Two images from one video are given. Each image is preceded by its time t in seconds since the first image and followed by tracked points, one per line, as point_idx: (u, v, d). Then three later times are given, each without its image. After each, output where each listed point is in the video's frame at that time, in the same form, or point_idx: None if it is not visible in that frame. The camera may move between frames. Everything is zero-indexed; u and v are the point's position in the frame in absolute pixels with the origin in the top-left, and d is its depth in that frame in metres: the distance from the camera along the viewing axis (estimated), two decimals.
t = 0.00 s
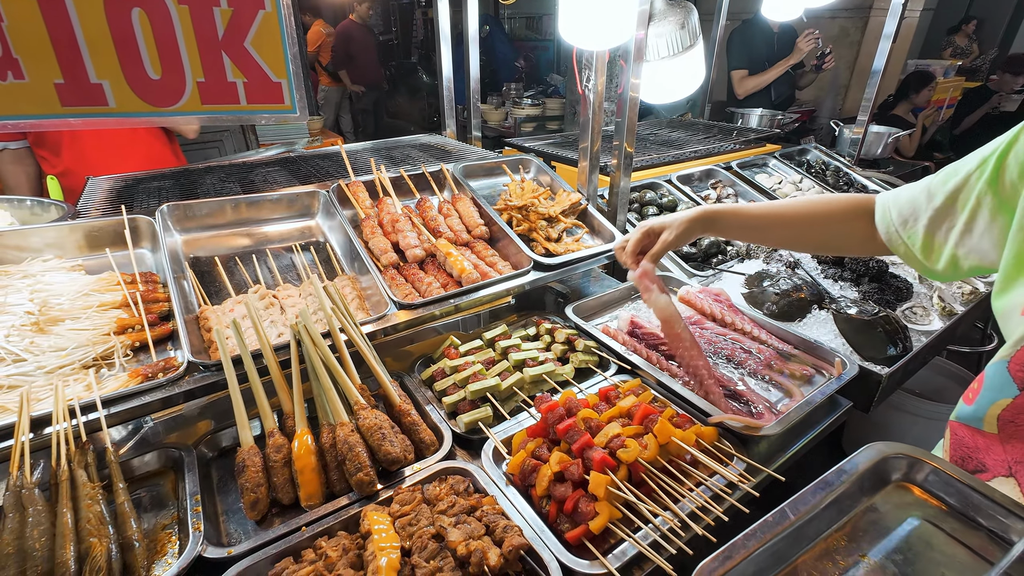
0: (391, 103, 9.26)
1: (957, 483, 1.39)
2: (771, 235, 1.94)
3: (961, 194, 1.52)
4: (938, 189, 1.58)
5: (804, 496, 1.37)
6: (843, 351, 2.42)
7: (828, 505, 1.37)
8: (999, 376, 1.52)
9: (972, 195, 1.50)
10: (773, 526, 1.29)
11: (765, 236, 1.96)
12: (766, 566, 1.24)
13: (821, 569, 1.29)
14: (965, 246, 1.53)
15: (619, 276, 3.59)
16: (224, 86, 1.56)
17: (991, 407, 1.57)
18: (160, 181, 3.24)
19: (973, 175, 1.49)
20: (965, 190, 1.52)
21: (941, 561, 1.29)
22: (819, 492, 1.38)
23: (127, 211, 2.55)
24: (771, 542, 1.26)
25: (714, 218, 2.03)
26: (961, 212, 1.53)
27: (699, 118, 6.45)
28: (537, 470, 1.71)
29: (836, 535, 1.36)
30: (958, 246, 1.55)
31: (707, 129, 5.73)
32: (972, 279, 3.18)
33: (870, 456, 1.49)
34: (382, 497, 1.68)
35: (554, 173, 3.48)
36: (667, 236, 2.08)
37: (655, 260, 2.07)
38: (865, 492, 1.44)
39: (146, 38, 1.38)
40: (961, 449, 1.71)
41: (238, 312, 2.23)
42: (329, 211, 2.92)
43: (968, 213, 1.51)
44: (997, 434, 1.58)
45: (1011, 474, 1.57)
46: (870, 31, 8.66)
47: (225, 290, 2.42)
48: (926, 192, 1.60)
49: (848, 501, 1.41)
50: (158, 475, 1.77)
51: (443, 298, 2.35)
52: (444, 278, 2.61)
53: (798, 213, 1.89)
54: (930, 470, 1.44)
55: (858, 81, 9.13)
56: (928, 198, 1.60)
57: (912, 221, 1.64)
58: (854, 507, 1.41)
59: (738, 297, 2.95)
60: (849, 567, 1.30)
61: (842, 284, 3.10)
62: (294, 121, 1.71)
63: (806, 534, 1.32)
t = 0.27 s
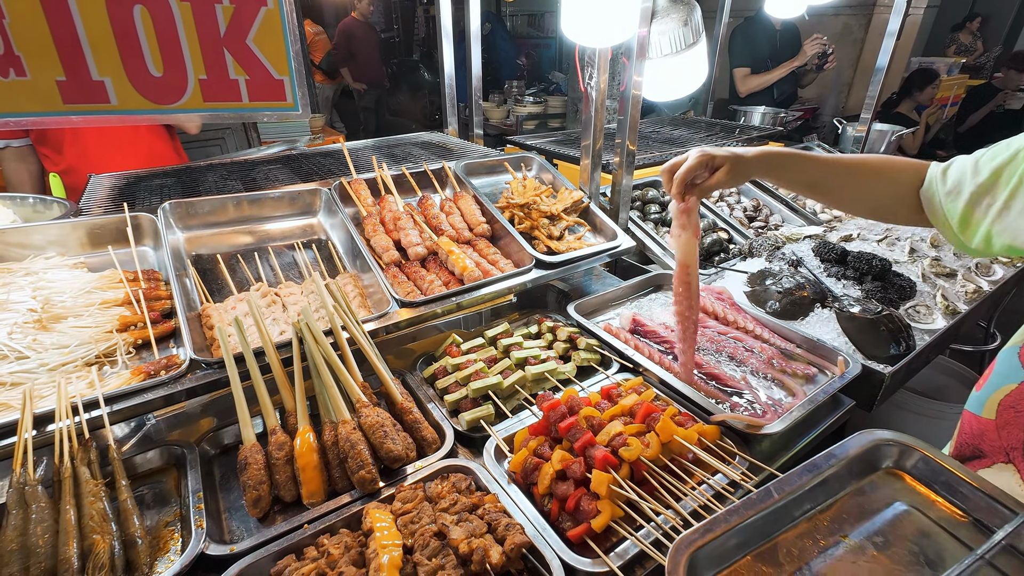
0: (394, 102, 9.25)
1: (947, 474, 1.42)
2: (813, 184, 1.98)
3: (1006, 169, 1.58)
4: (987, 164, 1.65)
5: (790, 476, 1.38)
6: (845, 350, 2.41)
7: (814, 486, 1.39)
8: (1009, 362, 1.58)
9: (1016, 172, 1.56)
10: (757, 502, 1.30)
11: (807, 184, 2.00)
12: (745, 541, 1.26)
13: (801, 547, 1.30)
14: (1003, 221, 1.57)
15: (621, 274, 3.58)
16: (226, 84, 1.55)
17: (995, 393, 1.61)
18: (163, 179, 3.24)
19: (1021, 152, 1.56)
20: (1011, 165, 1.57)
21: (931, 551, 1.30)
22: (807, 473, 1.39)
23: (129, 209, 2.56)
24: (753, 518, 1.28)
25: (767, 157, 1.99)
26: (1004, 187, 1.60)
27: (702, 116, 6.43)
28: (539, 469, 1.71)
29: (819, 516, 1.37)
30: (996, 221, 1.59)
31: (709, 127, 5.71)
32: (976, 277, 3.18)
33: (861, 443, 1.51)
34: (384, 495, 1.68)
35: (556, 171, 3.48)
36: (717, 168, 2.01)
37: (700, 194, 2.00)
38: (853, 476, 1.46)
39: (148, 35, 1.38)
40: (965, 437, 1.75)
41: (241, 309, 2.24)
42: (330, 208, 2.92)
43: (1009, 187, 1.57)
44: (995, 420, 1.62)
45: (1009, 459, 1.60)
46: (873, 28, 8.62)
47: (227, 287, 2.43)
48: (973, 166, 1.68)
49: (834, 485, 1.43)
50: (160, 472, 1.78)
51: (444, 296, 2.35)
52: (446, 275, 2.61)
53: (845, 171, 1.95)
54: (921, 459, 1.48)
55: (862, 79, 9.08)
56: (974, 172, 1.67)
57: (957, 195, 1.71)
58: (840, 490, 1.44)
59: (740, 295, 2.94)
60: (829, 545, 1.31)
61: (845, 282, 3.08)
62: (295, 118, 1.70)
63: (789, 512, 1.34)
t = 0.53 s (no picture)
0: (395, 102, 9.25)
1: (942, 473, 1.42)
2: (836, 130, 1.92)
3: None
4: (1013, 137, 1.57)
5: (782, 465, 1.40)
6: (845, 349, 2.41)
7: (805, 476, 1.41)
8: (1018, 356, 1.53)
9: None
10: (746, 488, 1.33)
11: (830, 128, 1.94)
12: (732, 525, 1.29)
13: (788, 535, 1.31)
14: (1018, 202, 1.54)
15: (621, 274, 3.58)
16: (225, 84, 1.55)
17: (999, 388, 1.58)
18: (162, 178, 3.24)
19: None
20: None
21: (922, 548, 1.30)
22: (798, 463, 1.42)
23: (129, 209, 2.56)
24: (741, 503, 1.31)
25: (792, 94, 1.96)
26: None
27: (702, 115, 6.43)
28: (538, 469, 1.71)
29: (808, 505, 1.38)
30: (1011, 202, 1.55)
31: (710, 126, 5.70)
32: (975, 277, 3.17)
33: (856, 437, 1.52)
34: (383, 495, 1.68)
35: (555, 170, 3.48)
36: (743, 105, 2.00)
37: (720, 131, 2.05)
38: (846, 470, 1.47)
39: (146, 35, 1.38)
40: (968, 431, 1.72)
41: (240, 309, 2.24)
42: (330, 208, 2.92)
43: None
44: (998, 415, 1.59)
45: (1007, 453, 1.59)
46: (874, 27, 8.61)
47: (226, 287, 2.43)
48: (999, 138, 1.60)
49: (827, 477, 1.44)
50: (160, 471, 1.78)
51: (443, 296, 2.35)
52: (446, 275, 2.61)
53: (873, 120, 1.87)
54: (916, 456, 1.48)
55: (863, 78, 9.06)
56: (998, 147, 1.59)
57: (977, 169, 1.65)
58: (832, 482, 1.45)
59: (740, 294, 2.94)
60: (815, 534, 1.32)
61: (845, 282, 3.08)
62: (294, 118, 1.70)
63: (779, 499, 1.36)
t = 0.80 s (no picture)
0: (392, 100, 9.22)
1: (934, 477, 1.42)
2: (834, 88, 1.94)
3: None
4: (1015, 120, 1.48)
5: (772, 470, 1.40)
6: (839, 350, 2.41)
7: (794, 481, 1.41)
8: (1013, 358, 1.53)
9: None
10: (734, 494, 1.33)
11: (829, 86, 1.96)
12: (719, 530, 1.30)
13: (776, 540, 1.33)
14: (1010, 190, 1.47)
15: (616, 274, 3.58)
16: (215, 86, 1.54)
17: (997, 390, 1.56)
18: (156, 180, 3.23)
19: None
20: None
21: (909, 553, 1.31)
22: (788, 469, 1.41)
23: (121, 211, 2.55)
24: (728, 509, 1.31)
25: (794, 50, 1.98)
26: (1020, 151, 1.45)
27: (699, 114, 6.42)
28: (530, 471, 1.71)
29: (796, 511, 1.39)
30: (1003, 189, 1.49)
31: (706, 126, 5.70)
32: (969, 277, 3.19)
33: (848, 441, 1.51)
34: (375, 498, 1.68)
35: (550, 171, 3.48)
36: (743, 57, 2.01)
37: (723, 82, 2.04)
38: (835, 474, 1.47)
39: (134, 37, 1.37)
40: (963, 437, 1.69)
41: (233, 311, 2.23)
42: (324, 210, 2.92)
43: None
44: (990, 417, 1.57)
45: (994, 458, 1.56)
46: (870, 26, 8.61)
47: (219, 289, 2.42)
48: (1000, 120, 1.52)
49: (818, 484, 1.44)
50: (151, 475, 1.78)
51: (437, 298, 2.35)
52: (440, 276, 2.60)
53: (872, 83, 1.89)
54: (908, 462, 1.47)
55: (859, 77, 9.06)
56: (998, 129, 1.51)
57: (973, 152, 1.59)
58: (822, 488, 1.45)
59: (734, 295, 2.94)
60: (803, 540, 1.33)
61: (839, 282, 3.08)
62: (285, 121, 1.68)
63: (767, 504, 1.36)
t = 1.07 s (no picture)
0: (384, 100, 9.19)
1: (909, 480, 1.43)
2: (818, 83, 1.92)
3: (1006, 130, 1.47)
4: (991, 118, 1.52)
5: (746, 474, 1.42)
6: (825, 351, 2.43)
7: (770, 485, 1.42)
8: (986, 362, 1.54)
9: (1015, 135, 1.44)
10: (709, 497, 1.35)
11: (814, 80, 1.94)
12: (694, 532, 1.31)
13: (750, 542, 1.33)
14: (982, 186, 1.52)
15: (606, 276, 3.58)
16: (196, 92, 1.51)
17: (972, 391, 1.57)
18: (142, 184, 3.20)
19: None
20: (1013, 127, 1.46)
21: (882, 553, 1.32)
22: (763, 472, 1.43)
23: (105, 216, 2.52)
24: (703, 512, 1.32)
25: (778, 43, 1.96)
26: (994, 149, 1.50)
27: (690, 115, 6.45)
28: (517, 476, 1.71)
29: (772, 513, 1.40)
30: (976, 184, 1.53)
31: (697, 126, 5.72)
32: (954, 277, 3.22)
33: (823, 445, 1.53)
34: (361, 504, 1.67)
35: (539, 173, 3.48)
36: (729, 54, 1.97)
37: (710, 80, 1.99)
38: (812, 477, 1.48)
39: (112, 42, 1.35)
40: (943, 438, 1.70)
41: (218, 317, 2.22)
42: (311, 214, 2.90)
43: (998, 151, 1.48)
44: (965, 420, 1.58)
45: (970, 460, 1.57)
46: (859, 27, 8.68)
47: (205, 295, 2.41)
48: (977, 117, 1.55)
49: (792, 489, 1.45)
50: (134, 484, 1.77)
51: (426, 301, 2.34)
52: (428, 280, 2.60)
53: (854, 76, 1.87)
54: (883, 464, 1.49)
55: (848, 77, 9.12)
56: (973, 125, 1.55)
57: (949, 147, 1.62)
58: (797, 490, 1.46)
59: (722, 296, 2.95)
60: (778, 542, 1.33)
61: (826, 283, 3.10)
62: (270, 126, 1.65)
63: (742, 507, 1.37)
